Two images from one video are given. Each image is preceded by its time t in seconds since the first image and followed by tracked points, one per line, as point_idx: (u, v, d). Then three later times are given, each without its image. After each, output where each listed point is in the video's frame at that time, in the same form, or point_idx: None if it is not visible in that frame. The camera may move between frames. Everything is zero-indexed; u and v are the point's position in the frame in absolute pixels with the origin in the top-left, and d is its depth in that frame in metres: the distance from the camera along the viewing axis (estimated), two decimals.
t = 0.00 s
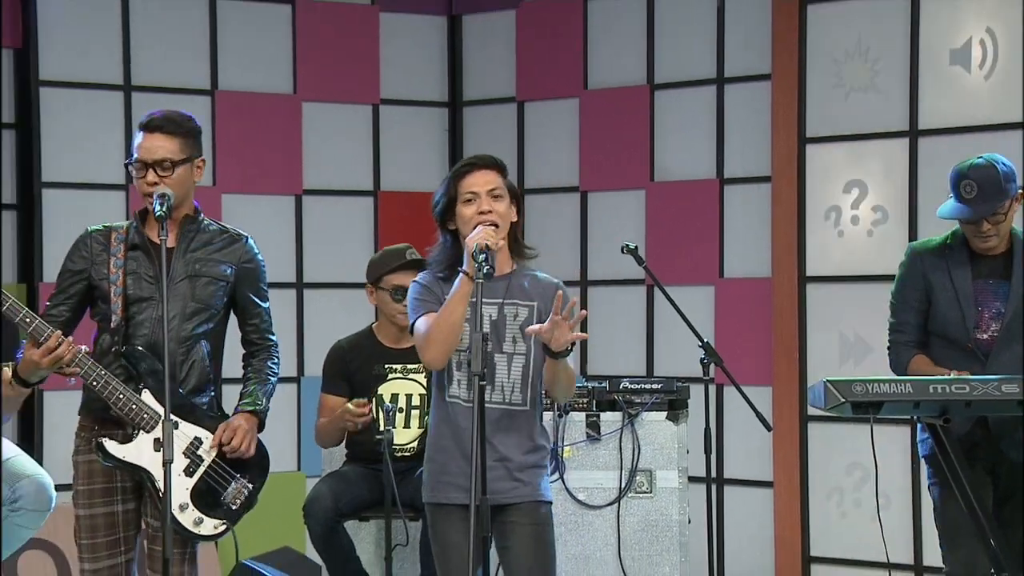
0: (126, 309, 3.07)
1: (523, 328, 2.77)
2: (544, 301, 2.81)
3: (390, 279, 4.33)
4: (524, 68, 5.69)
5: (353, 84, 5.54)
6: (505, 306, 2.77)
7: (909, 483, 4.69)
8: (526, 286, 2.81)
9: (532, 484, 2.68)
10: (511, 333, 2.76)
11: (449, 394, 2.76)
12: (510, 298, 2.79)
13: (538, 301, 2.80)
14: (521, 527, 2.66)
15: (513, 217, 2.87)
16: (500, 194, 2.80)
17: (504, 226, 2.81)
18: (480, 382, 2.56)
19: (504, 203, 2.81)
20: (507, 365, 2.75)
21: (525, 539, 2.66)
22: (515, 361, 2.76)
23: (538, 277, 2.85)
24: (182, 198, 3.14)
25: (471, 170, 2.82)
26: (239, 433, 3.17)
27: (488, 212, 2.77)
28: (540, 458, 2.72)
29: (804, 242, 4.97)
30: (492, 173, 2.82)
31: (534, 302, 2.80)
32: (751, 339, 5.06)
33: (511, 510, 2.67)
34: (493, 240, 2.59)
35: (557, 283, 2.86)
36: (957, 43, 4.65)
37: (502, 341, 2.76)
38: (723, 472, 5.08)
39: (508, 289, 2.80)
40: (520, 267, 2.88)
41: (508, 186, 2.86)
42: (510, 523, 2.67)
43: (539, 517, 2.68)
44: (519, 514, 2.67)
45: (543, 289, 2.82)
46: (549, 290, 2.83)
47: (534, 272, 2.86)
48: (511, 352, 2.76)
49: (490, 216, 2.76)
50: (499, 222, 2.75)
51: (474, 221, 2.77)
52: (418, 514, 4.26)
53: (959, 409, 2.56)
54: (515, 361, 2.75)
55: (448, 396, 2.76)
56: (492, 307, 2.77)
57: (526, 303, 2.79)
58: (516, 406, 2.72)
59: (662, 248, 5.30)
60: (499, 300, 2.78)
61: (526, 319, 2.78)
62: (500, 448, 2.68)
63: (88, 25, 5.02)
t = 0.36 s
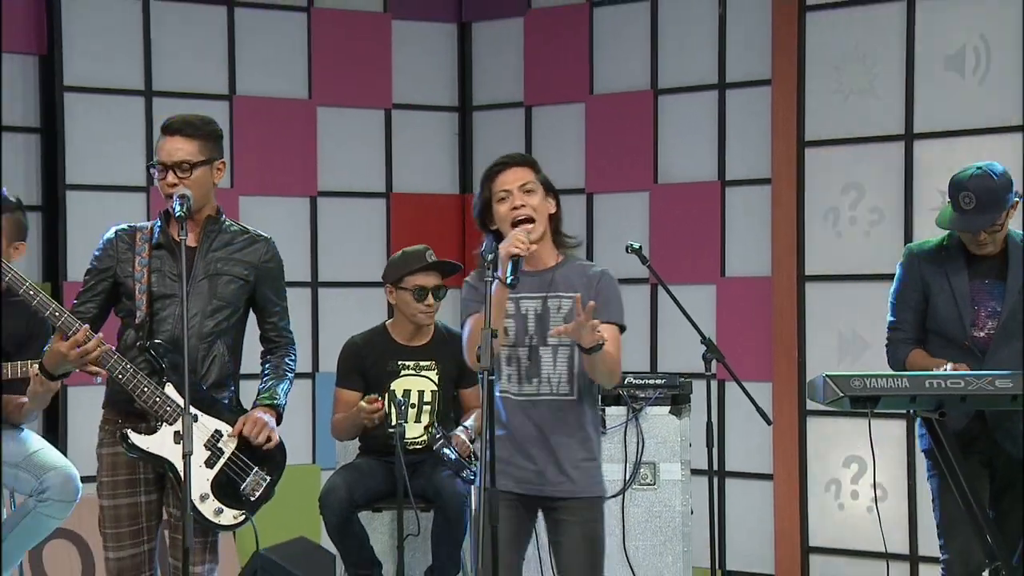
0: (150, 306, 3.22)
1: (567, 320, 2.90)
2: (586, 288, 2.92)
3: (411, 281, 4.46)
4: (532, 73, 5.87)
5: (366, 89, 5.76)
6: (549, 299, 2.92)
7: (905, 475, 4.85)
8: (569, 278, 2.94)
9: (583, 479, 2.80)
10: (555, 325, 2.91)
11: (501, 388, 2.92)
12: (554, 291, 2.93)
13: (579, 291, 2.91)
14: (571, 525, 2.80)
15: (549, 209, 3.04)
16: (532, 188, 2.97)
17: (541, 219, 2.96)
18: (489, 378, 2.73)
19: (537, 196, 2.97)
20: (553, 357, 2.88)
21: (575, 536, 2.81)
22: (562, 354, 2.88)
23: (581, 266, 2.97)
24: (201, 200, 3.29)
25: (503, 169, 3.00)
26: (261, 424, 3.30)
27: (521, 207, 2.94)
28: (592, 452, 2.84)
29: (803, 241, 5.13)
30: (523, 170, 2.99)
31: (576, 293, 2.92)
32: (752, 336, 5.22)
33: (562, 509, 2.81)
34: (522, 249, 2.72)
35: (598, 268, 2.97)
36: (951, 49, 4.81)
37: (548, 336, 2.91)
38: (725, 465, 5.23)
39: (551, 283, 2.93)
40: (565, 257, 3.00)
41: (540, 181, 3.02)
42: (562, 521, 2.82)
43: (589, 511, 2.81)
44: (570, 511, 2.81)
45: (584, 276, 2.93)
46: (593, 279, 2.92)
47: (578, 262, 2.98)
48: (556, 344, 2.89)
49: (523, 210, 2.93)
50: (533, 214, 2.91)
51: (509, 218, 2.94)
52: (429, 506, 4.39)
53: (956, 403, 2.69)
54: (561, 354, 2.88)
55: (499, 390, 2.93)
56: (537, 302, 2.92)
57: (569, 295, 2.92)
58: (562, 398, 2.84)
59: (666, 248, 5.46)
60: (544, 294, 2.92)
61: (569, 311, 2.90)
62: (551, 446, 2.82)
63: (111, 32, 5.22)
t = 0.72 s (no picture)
0: (168, 303, 3.39)
1: (610, 323, 3.02)
2: (630, 294, 3.06)
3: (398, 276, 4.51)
4: (535, 79, 6.05)
5: (374, 94, 5.95)
6: (595, 301, 3.03)
7: (895, 467, 5.01)
8: (612, 283, 3.06)
9: (620, 473, 2.89)
10: (599, 328, 3.02)
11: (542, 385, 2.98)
12: (598, 293, 3.04)
13: (625, 297, 3.05)
14: (605, 515, 2.88)
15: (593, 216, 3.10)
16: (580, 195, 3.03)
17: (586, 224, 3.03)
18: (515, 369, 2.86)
19: (585, 202, 3.03)
20: (596, 357, 2.98)
21: (607, 527, 2.88)
22: (604, 355, 2.99)
23: (623, 270, 3.09)
24: (218, 201, 3.46)
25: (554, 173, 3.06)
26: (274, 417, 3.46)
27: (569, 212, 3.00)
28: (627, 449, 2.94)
29: (797, 241, 5.29)
30: (571, 174, 3.05)
31: (621, 299, 3.05)
32: (748, 333, 5.39)
33: (597, 500, 2.89)
34: (573, 243, 2.86)
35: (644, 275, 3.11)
36: (940, 55, 4.96)
37: (591, 336, 3.00)
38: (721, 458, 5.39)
39: (598, 285, 3.05)
40: (605, 261, 3.11)
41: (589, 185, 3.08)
42: (596, 511, 2.89)
43: (621, 504, 2.90)
44: (604, 502, 2.88)
45: (630, 284, 3.06)
46: (637, 288, 3.07)
47: (620, 266, 3.11)
48: (599, 345, 2.99)
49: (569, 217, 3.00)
50: (580, 221, 2.97)
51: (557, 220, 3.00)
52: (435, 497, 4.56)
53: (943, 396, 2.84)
54: (603, 355, 2.99)
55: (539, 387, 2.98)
56: (582, 303, 3.03)
57: (613, 300, 3.04)
58: (603, 398, 2.94)
59: (664, 247, 5.64)
60: (589, 296, 3.03)
61: (613, 314, 3.02)
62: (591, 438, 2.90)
63: (127, 39, 5.39)
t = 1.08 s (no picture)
0: (181, 300, 3.50)
1: (591, 327, 3.13)
2: (611, 302, 3.16)
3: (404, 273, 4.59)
4: (533, 83, 6.23)
5: (376, 98, 6.13)
6: (579, 305, 3.14)
7: (881, 458, 5.19)
8: (594, 290, 3.16)
9: (593, 471, 3.01)
10: (580, 331, 3.13)
11: (522, 383, 3.10)
12: (582, 299, 3.15)
13: (606, 304, 3.15)
14: (582, 508, 3.01)
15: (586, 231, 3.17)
16: (571, 214, 3.09)
17: (575, 239, 3.12)
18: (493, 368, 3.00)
19: (575, 220, 3.10)
20: (574, 359, 3.09)
21: (584, 519, 3.01)
22: (583, 359, 3.10)
23: (606, 278, 3.20)
24: (230, 201, 3.60)
25: (550, 188, 3.12)
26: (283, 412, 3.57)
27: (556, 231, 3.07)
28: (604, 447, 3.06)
29: (786, 241, 5.47)
30: (564, 192, 3.11)
31: (602, 305, 3.15)
32: (739, 330, 5.56)
33: (574, 494, 3.02)
34: (549, 255, 2.95)
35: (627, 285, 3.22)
36: (925, 61, 5.14)
37: (571, 339, 3.12)
38: (713, 450, 5.57)
39: (582, 290, 3.16)
40: (592, 267, 3.23)
41: (583, 201, 3.14)
42: (573, 504, 3.02)
43: (598, 498, 3.04)
44: (581, 496, 3.01)
45: (612, 292, 3.17)
46: (621, 294, 3.18)
47: (604, 273, 3.21)
48: (579, 349, 3.11)
49: (558, 235, 3.08)
50: (567, 241, 3.07)
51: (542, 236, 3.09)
52: (435, 488, 4.71)
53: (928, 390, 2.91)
54: (582, 358, 3.10)
55: (521, 384, 3.10)
56: (565, 307, 3.15)
57: (595, 305, 3.15)
58: (578, 399, 3.05)
59: (659, 246, 5.81)
60: (574, 300, 3.15)
61: (595, 319, 3.13)
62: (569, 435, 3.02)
63: (139, 45, 5.58)
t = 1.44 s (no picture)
0: (194, 297, 3.59)
1: (562, 321, 3.30)
2: (581, 295, 3.33)
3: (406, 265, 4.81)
4: (534, 84, 6.42)
5: (382, 100, 6.33)
6: (549, 301, 3.30)
7: (870, 447, 5.36)
8: (565, 284, 3.32)
9: (574, 456, 3.21)
10: (551, 325, 3.30)
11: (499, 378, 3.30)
12: (552, 294, 3.31)
13: (575, 297, 3.32)
14: (565, 492, 3.22)
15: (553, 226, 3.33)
16: (536, 211, 3.25)
17: (543, 235, 3.28)
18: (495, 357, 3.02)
19: (541, 217, 3.26)
20: (546, 353, 3.27)
21: (568, 502, 3.22)
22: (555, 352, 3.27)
23: (577, 272, 3.36)
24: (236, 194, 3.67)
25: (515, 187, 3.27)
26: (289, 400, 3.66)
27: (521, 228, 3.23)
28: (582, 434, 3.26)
29: (778, 237, 5.66)
30: (530, 190, 3.26)
31: (571, 299, 3.32)
32: (733, 323, 5.75)
33: (557, 479, 3.22)
34: (515, 253, 3.04)
35: (594, 277, 3.38)
36: (912, 63, 5.33)
37: (543, 333, 3.29)
38: (708, 440, 5.75)
39: (552, 286, 3.32)
40: (562, 262, 3.38)
41: (549, 199, 3.29)
42: (556, 489, 3.23)
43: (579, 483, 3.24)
44: (563, 481, 3.22)
45: (580, 286, 3.33)
46: (588, 288, 3.34)
47: (574, 267, 3.37)
48: (551, 342, 3.29)
49: (525, 232, 3.24)
50: (533, 238, 3.23)
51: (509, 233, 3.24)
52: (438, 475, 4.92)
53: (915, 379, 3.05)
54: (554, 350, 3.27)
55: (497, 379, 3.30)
56: (536, 303, 3.31)
57: (565, 300, 3.31)
58: (553, 389, 3.24)
59: (656, 243, 6.00)
60: (544, 296, 3.31)
61: (565, 313, 3.30)
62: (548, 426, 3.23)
63: (153, 48, 5.77)
